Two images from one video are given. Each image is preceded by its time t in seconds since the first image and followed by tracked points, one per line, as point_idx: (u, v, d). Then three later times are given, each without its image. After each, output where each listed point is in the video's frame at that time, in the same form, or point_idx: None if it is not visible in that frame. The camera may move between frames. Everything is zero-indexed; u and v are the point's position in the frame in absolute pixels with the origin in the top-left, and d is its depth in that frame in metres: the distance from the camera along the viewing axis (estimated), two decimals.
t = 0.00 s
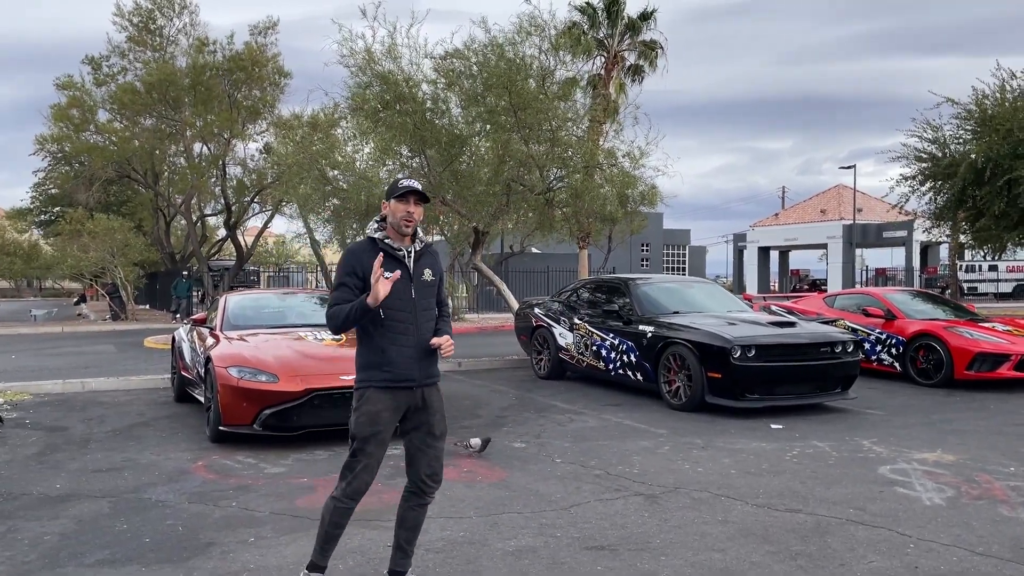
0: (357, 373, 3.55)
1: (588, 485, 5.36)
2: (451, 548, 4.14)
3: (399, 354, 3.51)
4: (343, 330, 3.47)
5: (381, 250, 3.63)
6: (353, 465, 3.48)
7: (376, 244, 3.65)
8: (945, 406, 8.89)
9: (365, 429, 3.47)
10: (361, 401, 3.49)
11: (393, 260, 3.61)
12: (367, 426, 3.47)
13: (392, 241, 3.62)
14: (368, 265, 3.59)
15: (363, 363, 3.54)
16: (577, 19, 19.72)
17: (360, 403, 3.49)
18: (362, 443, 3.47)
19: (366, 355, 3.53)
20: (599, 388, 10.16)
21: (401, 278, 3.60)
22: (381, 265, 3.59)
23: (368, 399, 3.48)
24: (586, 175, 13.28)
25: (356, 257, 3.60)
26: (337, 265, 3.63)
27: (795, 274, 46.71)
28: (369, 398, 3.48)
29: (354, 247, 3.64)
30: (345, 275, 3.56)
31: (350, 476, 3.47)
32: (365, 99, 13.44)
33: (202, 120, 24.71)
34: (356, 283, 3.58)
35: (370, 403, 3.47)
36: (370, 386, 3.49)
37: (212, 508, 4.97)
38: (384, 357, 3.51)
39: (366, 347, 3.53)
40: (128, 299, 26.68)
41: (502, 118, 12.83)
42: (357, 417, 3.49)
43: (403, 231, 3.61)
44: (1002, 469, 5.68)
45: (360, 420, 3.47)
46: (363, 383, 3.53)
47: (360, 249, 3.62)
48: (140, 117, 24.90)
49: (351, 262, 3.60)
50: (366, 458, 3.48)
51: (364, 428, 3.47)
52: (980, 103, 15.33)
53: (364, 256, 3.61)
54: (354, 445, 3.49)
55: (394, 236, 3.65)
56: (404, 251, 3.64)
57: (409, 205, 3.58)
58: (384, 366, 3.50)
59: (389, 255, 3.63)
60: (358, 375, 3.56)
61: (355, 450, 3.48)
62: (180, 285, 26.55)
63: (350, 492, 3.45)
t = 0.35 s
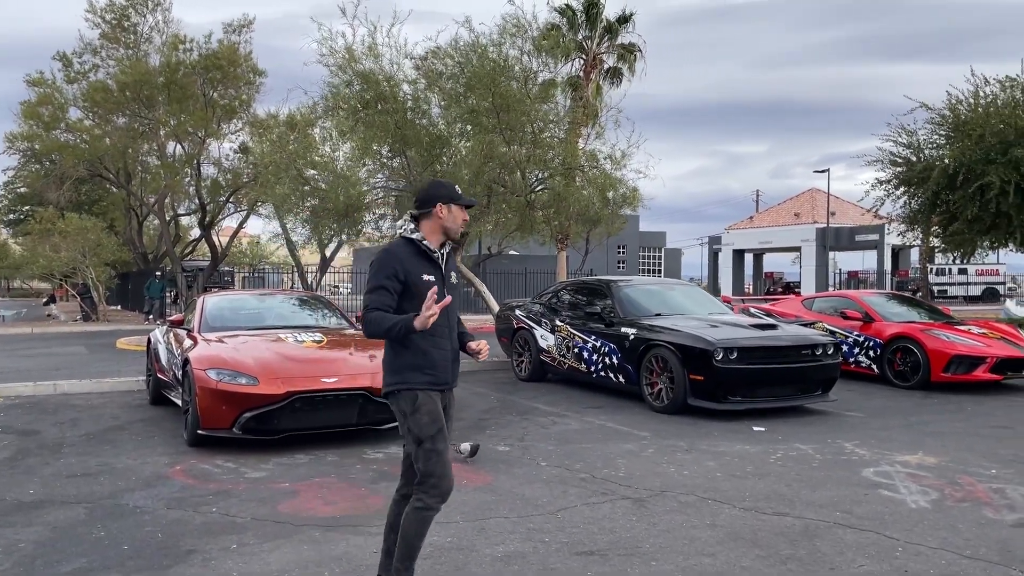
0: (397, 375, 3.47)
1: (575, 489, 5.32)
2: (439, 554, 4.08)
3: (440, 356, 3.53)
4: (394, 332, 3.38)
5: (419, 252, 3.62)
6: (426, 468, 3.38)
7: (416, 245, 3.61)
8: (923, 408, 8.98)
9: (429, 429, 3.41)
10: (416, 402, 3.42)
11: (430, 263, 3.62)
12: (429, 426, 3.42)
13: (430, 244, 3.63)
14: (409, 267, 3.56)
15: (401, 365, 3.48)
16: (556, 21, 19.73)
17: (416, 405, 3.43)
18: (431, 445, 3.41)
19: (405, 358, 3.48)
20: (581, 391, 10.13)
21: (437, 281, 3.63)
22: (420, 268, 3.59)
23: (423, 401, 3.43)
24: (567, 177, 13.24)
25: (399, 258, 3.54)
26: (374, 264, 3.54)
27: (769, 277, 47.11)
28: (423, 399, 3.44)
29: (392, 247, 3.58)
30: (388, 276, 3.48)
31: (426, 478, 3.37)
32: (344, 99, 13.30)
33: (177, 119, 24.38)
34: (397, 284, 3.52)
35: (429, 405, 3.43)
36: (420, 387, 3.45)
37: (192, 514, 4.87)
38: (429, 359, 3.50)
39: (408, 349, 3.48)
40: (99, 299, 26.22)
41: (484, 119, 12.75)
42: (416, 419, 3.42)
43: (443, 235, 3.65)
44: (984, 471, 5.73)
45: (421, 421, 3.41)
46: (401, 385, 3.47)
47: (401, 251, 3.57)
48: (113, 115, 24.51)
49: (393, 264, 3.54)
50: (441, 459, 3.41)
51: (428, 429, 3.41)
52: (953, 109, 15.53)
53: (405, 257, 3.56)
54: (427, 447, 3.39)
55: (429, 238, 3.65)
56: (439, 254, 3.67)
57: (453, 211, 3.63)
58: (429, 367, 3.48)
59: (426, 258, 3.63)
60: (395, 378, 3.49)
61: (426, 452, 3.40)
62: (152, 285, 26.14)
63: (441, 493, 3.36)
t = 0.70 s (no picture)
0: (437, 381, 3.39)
1: (543, 492, 5.26)
2: (405, 561, 3.99)
3: (470, 359, 3.53)
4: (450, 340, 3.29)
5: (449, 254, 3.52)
6: (467, 474, 3.36)
7: (448, 246, 3.50)
8: (887, 407, 9.07)
9: (473, 434, 3.39)
10: (459, 407, 3.38)
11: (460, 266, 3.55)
12: (473, 430, 3.40)
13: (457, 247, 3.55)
14: (445, 270, 3.46)
15: (438, 371, 3.40)
16: (524, 21, 19.69)
17: (458, 409, 3.38)
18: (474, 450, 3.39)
19: (442, 363, 3.41)
20: (549, 392, 10.08)
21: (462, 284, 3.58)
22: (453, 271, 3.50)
23: (464, 406, 3.40)
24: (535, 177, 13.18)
25: (438, 261, 3.42)
26: (415, 267, 3.38)
27: (734, 278, 47.59)
28: (464, 404, 3.41)
29: (428, 248, 3.44)
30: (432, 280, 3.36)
31: (472, 484, 3.36)
32: (311, 96, 13.09)
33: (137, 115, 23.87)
34: (437, 288, 3.41)
35: (469, 411, 3.41)
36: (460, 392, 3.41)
37: (148, 520, 4.71)
38: (464, 364, 3.47)
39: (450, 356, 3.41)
40: (56, 299, 25.56)
41: (453, 118, 12.61)
42: (460, 424, 3.37)
43: (467, 238, 3.60)
44: (947, 470, 5.78)
45: (465, 426, 3.37)
46: (439, 390, 3.39)
47: (438, 253, 3.45)
48: (71, 111, 23.91)
49: (433, 267, 3.41)
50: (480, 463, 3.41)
51: (473, 433, 3.39)
52: (914, 112, 15.78)
53: (442, 259, 3.45)
54: (472, 452, 3.37)
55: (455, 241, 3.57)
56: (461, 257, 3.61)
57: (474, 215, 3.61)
58: (464, 372, 3.46)
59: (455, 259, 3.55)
60: (432, 384, 3.39)
61: (470, 457, 3.37)
62: (112, 285, 25.56)
63: (484, 499, 3.38)
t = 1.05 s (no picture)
0: (464, 382, 3.32)
1: (495, 497, 5.13)
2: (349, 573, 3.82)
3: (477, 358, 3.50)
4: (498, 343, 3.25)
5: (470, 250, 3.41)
6: (459, 480, 3.32)
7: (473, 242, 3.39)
8: (842, 406, 9.12)
9: (474, 440, 3.36)
10: (472, 410, 3.35)
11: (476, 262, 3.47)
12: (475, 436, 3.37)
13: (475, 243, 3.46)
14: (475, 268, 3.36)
15: (462, 373, 3.33)
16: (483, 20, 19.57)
17: (468, 412, 3.34)
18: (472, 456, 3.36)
19: (466, 363, 3.35)
20: (506, 393, 9.96)
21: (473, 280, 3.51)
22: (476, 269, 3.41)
23: (473, 409, 3.37)
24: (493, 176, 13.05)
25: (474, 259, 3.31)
26: (459, 265, 3.23)
27: (693, 278, 48.01)
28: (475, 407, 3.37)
29: (462, 244, 3.30)
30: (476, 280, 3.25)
31: (459, 493, 3.31)
32: (263, 92, 12.79)
33: (86, 111, 23.18)
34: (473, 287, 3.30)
35: (476, 416, 3.39)
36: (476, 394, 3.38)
37: (78, 533, 4.48)
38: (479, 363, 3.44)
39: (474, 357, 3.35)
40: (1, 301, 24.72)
41: (408, 115, 12.38)
42: (468, 428, 3.34)
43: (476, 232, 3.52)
44: (901, 470, 5.78)
45: (472, 431, 3.34)
46: (460, 393, 3.32)
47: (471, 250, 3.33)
48: (17, 107, 23.15)
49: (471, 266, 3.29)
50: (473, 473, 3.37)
51: (474, 439, 3.36)
52: (868, 114, 15.98)
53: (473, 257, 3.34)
54: (470, 459, 3.33)
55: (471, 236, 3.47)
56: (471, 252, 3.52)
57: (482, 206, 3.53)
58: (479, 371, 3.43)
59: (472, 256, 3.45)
60: (454, 386, 3.31)
61: (469, 464, 3.34)
62: (60, 286, 24.81)
63: (461, 514, 3.32)
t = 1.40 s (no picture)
0: (456, 387, 3.28)
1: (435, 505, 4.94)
2: None
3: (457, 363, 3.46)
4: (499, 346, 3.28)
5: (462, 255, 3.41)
6: (424, 488, 3.21)
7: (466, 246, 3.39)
8: (793, 406, 9.10)
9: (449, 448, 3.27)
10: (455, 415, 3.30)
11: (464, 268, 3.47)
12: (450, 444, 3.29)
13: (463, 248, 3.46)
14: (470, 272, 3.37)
15: (453, 377, 3.29)
16: (439, 18, 19.33)
17: (450, 418, 3.27)
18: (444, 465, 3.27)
19: (458, 368, 3.31)
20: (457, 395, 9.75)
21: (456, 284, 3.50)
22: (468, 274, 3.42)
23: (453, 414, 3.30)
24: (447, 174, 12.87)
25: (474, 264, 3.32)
26: (466, 267, 3.23)
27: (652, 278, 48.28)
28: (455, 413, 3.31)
29: (462, 247, 3.30)
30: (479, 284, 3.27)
31: (421, 501, 3.19)
32: (205, 87, 12.38)
33: (28, 107, 22.40)
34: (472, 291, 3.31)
35: (454, 423, 3.31)
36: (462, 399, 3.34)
37: None
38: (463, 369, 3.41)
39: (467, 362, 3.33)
40: None
41: (356, 111, 12.15)
42: (448, 435, 3.26)
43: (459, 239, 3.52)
44: (848, 471, 5.72)
45: (449, 438, 3.27)
46: (451, 397, 3.26)
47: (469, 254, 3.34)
48: None
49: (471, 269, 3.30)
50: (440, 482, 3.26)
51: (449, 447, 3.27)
52: (819, 115, 16.11)
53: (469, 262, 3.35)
54: (440, 467, 3.23)
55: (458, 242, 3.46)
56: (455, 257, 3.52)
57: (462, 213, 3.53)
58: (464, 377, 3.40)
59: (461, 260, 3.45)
60: (446, 391, 3.25)
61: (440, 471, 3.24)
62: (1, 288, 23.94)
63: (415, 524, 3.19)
